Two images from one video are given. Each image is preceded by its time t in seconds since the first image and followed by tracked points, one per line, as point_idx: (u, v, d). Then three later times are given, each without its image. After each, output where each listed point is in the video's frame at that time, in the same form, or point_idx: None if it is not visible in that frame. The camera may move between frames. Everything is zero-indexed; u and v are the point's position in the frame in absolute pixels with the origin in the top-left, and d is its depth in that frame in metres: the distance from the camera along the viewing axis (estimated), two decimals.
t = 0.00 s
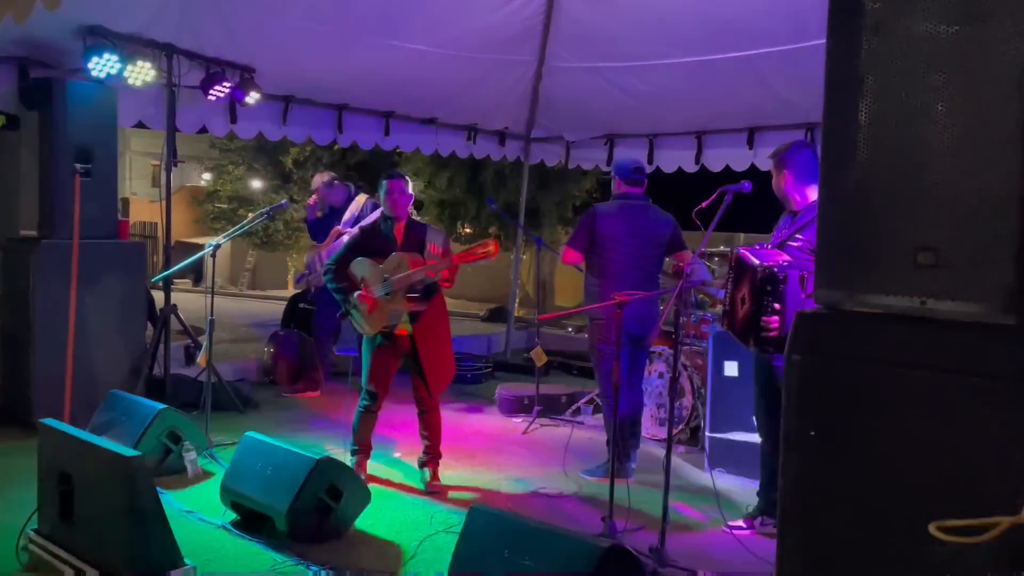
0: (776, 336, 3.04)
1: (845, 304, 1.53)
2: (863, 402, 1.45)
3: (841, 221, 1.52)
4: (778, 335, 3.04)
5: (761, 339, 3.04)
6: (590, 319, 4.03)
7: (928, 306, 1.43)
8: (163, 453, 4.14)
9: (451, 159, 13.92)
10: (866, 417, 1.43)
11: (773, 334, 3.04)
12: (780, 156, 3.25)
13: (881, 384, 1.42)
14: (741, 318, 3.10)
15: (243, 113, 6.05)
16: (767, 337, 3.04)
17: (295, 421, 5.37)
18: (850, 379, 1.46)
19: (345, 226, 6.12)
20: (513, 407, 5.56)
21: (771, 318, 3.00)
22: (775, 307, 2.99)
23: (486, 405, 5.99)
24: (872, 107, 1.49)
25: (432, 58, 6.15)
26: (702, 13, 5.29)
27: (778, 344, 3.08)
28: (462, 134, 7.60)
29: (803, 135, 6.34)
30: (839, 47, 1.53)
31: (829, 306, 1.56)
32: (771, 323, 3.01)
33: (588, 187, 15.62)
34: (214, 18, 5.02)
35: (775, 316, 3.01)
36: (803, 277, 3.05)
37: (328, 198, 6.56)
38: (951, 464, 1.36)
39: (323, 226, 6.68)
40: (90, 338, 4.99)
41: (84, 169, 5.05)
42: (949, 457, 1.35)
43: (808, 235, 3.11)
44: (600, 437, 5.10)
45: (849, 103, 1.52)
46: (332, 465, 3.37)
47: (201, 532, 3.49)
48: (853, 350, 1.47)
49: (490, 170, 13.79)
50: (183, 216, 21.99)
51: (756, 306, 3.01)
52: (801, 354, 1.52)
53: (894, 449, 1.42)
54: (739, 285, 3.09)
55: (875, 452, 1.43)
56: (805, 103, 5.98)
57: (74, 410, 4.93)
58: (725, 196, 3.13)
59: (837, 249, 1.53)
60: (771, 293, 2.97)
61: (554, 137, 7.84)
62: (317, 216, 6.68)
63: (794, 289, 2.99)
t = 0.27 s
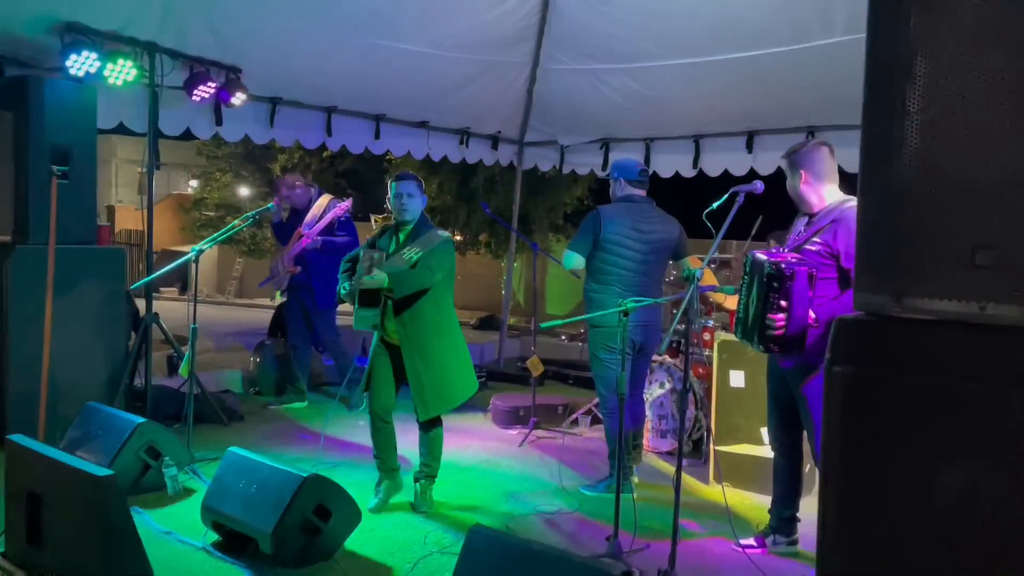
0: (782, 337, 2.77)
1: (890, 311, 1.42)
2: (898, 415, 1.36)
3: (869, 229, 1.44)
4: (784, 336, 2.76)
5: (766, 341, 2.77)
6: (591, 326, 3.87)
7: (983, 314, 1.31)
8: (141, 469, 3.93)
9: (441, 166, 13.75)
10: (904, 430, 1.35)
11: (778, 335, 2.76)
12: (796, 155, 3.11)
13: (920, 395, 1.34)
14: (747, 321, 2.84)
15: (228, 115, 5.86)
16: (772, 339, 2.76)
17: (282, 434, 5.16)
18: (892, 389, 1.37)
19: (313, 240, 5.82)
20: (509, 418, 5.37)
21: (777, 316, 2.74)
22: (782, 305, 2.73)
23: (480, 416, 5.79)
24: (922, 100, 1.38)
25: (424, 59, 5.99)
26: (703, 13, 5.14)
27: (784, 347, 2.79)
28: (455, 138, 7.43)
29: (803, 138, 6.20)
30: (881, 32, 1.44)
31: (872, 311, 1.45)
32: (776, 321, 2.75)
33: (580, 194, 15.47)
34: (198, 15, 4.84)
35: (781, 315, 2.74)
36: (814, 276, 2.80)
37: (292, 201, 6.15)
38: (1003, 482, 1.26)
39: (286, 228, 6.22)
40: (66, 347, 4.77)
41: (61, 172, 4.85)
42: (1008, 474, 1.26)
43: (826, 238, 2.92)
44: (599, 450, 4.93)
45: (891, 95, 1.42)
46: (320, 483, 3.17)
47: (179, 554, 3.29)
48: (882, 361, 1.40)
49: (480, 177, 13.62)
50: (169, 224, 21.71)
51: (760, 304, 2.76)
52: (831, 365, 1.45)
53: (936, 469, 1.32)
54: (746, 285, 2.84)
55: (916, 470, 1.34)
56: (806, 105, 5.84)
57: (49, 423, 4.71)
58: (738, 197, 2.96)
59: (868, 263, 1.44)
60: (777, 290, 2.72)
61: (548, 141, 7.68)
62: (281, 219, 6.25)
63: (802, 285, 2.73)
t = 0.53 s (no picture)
0: (806, 360, 2.62)
1: (952, 340, 1.21)
2: (962, 458, 1.17)
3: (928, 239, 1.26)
4: (807, 360, 2.61)
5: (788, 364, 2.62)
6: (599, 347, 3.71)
7: None
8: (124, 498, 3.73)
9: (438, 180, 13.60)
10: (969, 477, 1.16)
11: (801, 358, 2.61)
12: (814, 170, 2.95)
13: (989, 437, 1.14)
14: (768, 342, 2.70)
15: (220, 127, 5.68)
16: (794, 362, 2.62)
17: (274, 459, 4.97)
18: (955, 429, 1.18)
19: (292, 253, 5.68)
20: (509, 440, 5.18)
21: (800, 339, 2.60)
22: (806, 327, 2.58)
23: (480, 438, 5.60)
24: (983, 95, 1.19)
25: (421, 69, 5.84)
26: (709, 22, 5.01)
27: (808, 372, 2.64)
28: (453, 152, 7.28)
29: (811, 151, 6.04)
30: (935, 17, 1.25)
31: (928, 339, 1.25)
32: (798, 344, 2.60)
33: (578, 208, 15.31)
34: (188, 23, 4.68)
35: (804, 338, 2.60)
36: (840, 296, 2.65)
37: (269, 215, 5.96)
38: None
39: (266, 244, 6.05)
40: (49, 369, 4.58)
41: (45, 186, 4.67)
42: None
43: (850, 253, 2.79)
44: (604, 475, 4.74)
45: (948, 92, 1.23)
46: (313, 514, 2.97)
47: None
48: (933, 395, 1.21)
49: (477, 191, 13.48)
50: (164, 240, 21.51)
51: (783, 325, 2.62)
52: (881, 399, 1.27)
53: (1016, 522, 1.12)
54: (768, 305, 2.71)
55: (989, 523, 1.15)
56: (813, 117, 5.70)
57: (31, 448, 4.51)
58: (756, 212, 2.82)
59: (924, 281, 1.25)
60: (800, 310, 2.58)
61: (548, 154, 7.53)
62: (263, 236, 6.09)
63: (827, 306, 2.59)
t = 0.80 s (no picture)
0: (830, 379, 2.47)
1: None
2: None
3: (990, 246, 0.88)
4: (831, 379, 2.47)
5: (812, 383, 2.48)
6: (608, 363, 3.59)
7: None
8: (107, 521, 3.55)
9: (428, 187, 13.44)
10: None
11: (824, 377, 2.47)
12: (832, 179, 2.79)
13: None
14: (791, 359, 2.56)
15: (209, 131, 5.51)
16: (817, 380, 2.48)
17: (264, 475, 4.78)
18: None
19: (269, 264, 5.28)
20: (509, 455, 5.02)
21: (824, 356, 2.45)
22: (831, 344, 2.44)
23: (477, 451, 5.43)
24: None
25: (415, 72, 5.68)
26: (712, 24, 4.87)
27: (831, 392, 2.50)
28: (447, 157, 7.12)
29: (814, 156, 5.91)
30: None
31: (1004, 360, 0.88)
32: (822, 361, 2.46)
33: (570, 214, 15.16)
34: (174, 22, 4.51)
35: (829, 355, 2.45)
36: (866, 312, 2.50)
37: (250, 221, 5.61)
38: None
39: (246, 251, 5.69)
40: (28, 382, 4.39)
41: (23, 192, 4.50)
42: None
43: (876, 263, 2.65)
44: (607, 491, 4.58)
45: None
46: (304, 542, 2.82)
47: None
48: None
49: (469, 197, 13.34)
50: (151, 246, 21.27)
51: (807, 341, 2.48)
52: (944, 433, 0.89)
53: None
54: (793, 320, 2.57)
55: None
56: (817, 122, 5.57)
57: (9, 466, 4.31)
58: (776, 221, 2.67)
59: (983, 285, 0.87)
60: (826, 326, 2.43)
61: (545, 159, 7.38)
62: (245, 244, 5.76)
63: (855, 323, 2.44)
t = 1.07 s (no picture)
0: (853, 392, 2.38)
1: None
2: None
3: None
4: (854, 392, 2.38)
5: (833, 396, 2.40)
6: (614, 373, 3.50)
7: None
8: (90, 539, 3.39)
9: (415, 191, 13.29)
10: None
11: (847, 390, 2.38)
12: (848, 185, 2.69)
13: None
14: (813, 371, 2.48)
15: (195, 133, 5.35)
16: (839, 394, 2.39)
17: (253, 489, 4.64)
18: None
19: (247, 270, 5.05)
20: (505, 465, 4.90)
21: (846, 368, 2.37)
22: (854, 356, 2.35)
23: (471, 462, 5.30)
24: None
25: (408, 74, 5.56)
26: (713, 26, 4.79)
27: (855, 405, 2.40)
28: (438, 160, 7.00)
29: (812, 161, 5.84)
30: None
31: None
32: (845, 374, 2.37)
33: (558, 218, 15.07)
34: (161, 19, 4.37)
35: (852, 367, 2.36)
36: (892, 321, 2.40)
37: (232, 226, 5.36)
38: None
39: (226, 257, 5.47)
40: (7, 394, 4.20)
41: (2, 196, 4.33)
42: None
43: (899, 270, 2.55)
44: (607, 503, 4.48)
45: None
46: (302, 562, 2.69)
47: None
48: None
49: (457, 201, 13.21)
50: (131, 250, 20.94)
51: (830, 353, 2.39)
52: None
53: None
54: (815, 329, 2.48)
55: None
56: (816, 125, 5.50)
57: None
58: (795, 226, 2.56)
59: None
60: (849, 337, 2.35)
61: (537, 163, 7.27)
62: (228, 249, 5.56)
63: (881, 333, 2.34)
